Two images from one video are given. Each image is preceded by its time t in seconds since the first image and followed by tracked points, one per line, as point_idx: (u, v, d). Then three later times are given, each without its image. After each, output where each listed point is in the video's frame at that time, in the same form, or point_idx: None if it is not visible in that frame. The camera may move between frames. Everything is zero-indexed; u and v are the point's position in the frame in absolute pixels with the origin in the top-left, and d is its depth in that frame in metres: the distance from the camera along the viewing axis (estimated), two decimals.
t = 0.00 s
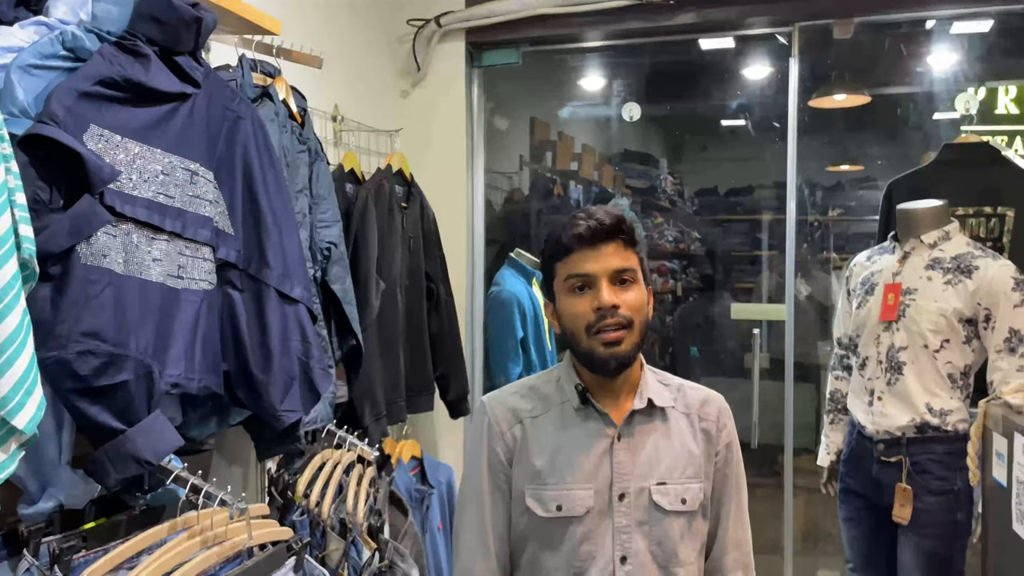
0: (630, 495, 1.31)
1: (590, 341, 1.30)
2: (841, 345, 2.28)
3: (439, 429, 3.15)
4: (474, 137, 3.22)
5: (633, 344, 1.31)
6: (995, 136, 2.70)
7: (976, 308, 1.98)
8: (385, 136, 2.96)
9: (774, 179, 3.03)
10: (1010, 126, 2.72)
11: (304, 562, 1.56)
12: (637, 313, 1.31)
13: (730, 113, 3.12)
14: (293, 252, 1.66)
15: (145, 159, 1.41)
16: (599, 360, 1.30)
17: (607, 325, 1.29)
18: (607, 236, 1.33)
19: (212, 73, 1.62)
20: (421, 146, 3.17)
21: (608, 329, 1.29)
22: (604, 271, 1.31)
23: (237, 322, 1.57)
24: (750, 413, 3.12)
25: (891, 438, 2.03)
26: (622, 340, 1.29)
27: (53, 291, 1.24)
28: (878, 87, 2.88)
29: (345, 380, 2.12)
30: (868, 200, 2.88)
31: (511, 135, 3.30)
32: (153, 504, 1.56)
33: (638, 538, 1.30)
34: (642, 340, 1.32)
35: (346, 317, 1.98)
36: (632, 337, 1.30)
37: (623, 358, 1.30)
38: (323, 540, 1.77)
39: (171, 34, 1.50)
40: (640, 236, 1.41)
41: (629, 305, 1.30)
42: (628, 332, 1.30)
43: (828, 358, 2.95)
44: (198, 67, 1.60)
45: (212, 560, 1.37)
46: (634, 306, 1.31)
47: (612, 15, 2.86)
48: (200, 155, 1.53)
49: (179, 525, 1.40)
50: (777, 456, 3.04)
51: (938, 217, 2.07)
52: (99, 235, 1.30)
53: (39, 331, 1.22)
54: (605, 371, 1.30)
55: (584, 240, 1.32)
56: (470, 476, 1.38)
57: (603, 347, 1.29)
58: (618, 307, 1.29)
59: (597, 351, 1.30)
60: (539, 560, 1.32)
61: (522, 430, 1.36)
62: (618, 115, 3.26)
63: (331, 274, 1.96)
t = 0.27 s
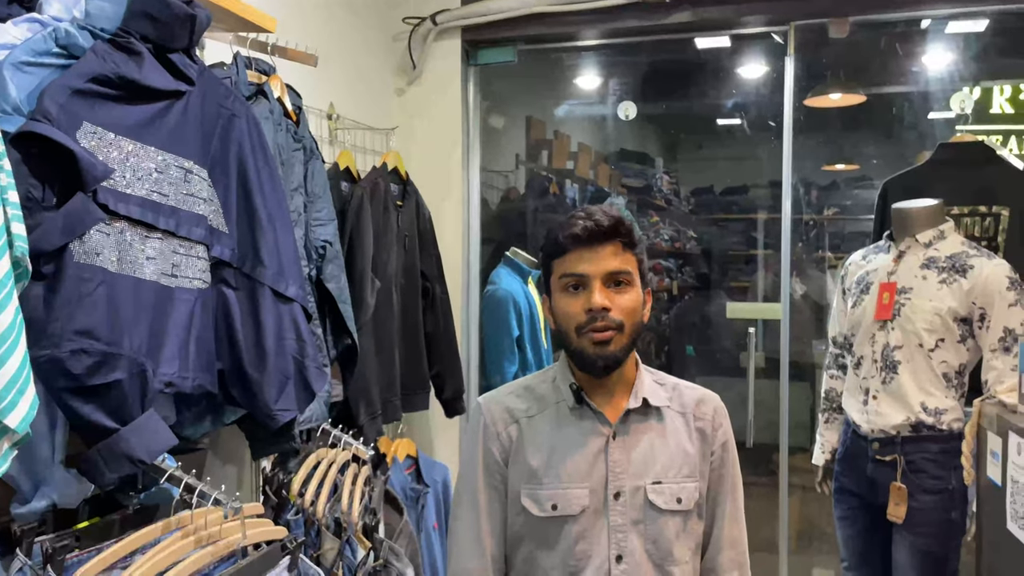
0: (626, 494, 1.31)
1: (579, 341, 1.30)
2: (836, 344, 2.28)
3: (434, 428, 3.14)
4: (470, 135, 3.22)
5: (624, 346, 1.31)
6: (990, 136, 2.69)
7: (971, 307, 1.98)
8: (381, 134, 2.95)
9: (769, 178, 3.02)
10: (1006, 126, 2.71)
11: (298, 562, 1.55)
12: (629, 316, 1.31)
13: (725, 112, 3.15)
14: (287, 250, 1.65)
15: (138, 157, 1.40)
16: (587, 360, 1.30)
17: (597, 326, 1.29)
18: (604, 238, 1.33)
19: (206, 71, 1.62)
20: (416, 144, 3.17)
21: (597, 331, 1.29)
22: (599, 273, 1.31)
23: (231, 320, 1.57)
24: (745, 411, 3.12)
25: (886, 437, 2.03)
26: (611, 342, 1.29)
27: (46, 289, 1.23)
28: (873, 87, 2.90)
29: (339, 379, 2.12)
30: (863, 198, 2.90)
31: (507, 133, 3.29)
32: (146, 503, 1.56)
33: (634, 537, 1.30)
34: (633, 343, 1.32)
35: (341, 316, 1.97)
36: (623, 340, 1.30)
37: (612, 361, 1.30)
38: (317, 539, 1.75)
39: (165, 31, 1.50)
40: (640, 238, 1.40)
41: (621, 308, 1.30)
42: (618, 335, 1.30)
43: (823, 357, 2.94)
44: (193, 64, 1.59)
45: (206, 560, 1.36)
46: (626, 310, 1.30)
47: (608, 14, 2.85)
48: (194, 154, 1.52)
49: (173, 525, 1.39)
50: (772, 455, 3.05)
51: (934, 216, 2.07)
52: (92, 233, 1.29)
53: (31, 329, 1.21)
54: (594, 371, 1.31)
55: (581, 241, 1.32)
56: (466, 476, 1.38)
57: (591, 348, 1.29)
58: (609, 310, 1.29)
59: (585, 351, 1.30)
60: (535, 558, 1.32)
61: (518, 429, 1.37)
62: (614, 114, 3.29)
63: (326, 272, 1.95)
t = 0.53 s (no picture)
0: (622, 493, 1.31)
1: (575, 341, 1.30)
2: (831, 343, 2.28)
3: (431, 427, 3.14)
4: (467, 134, 3.21)
5: (619, 346, 1.31)
6: (985, 135, 2.71)
7: (966, 307, 1.98)
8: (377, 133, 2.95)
9: (765, 177, 3.03)
10: (1000, 125, 2.73)
11: (295, 561, 1.55)
12: (625, 316, 1.31)
13: (721, 111, 3.12)
14: (283, 249, 1.65)
15: (132, 156, 1.40)
16: (581, 360, 1.30)
17: (592, 327, 1.29)
18: (600, 238, 1.33)
19: (202, 69, 1.62)
20: (413, 143, 3.17)
21: (592, 332, 1.29)
22: (594, 273, 1.31)
23: (227, 320, 1.57)
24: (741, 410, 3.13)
25: (881, 435, 2.03)
26: (607, 343, 1.30)
27: (41, 289, 1.23)
28: (868, 86, 2.89)
29: (336, 378, 2.12)
30: (860, 198, 2.89)
31: (504, 132, 3.30)
32: (141, 502, 1.56)
33: (629, 536, 1.30)
34: (628, 343, 1.32)
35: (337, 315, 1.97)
36: (618, 341, 1.30)
37: (607, 360, 1.30)
38: (313, 538, 1.76)
39: (160, 30, 1.49)
40: (636, 238, 1.40)
41: (616, 309, 1.30)
42: (614, 335, 1.30)
43: (819, 355, 2.95)
44: (188, 63, 1.59)
45: (202, 559, 1.36)
46: (621, 310, 1.31)
47: (604, 13, 2.86)
48: (189, 153, 1.52)
49: (168, 525, 1.39)
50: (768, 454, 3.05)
51: (928, 215, 2.08)
52: (87, 232, 1.29)
53: (26, 328, 1.21)
54: (589, 371, 1.31)
55: (577, 241, 1.32)
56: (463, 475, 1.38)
57: (586, 349, 1.30)
58: (605, 310, 1.30)
59: (580, 351, 1.30)
60: (532, 558, 1.32)
61: (514, 428, 1.37)
62: (611, 113, 3.26)
63: (322, 271, 1.96)
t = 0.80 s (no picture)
0: (619, 493, 1.31)
1: (572, 339, 1.30)
2: (830, 341, 2.28)
3: (429, 426, 3.14)
4: (465, 133, 3.21)
5: (617, 344, 1.30)
6: (983, 136, 2.71)
7: (965, 305, 1.98)
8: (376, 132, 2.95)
9: (764, 176, 3.03)
10: (998, 124, 2.73)
11: (294, 560, 1.55)
12: (622, 314, 1.31)
13: (720, 109, 3.12)
14: (281, 248, 1.65)
15: (130, 154, 1.40)
16: (579, 358, 1.30)
17: (589, 325, 1.29)
18: (597, 237, 1.32)
19: (199, 68, 1.61)
20: (412, 141, 3.16)
21: (590, 330, 1.29)
22: (591, 272, 1.31)
23: (225, 319, 1.56)
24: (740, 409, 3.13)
25: (879, 434, 2.03)
26: (604, 341, 1.29)
27: (37, 288, 1.23)
28: (867, 84, 2.88)
29: (335, 377, 2.11)
30: (858, 196, 2.89)
31: (502, 131, 3.30)
32: (138, 501, 1.56)
33: (627, 536, 1.30)
34: (625, 341, 1.32)
35: (336, 314, 1.97)
36: (616, 339, 1.30)
37: (605, 358, 1.30)
38: (311, 537, 1.77)
39: (158, 28, 1.49)
40: (634, 236, 1.40)
41: (614, 307, 1.30)
42: (611, 334, 1.30)
43: (818, 354, 2.95)
44: (186, 62, 1.58)
45: (200, 558, 1.37)
46: (618, 309, 1.30)
47: (602, 11, 2.86)
48: (187, 152, 1.52)
49: (166, 523, 1.39)
50: (767, 453, 3.05)
51: (927, 214, 2.08)
52: (84, 230, 1.28)
53: (23, 327, 1.21)
54: (586, 369, 1.31)
55: (574, 240, 1.32)
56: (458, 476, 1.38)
57: (583, 347, 1.29)
58: (602, 309, 1.29)
59: (578, 349, 1.30)
60: (530, 558, 1.32)
61: (510, 429, 1.36)
62: (609, 111, 3.27)
63: (321, 270, 1.95)
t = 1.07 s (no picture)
0: (617, 490, 1.31)
1: (568, 340, 1.31)
2: (830, 340, 2.28)
3: (429, 425, 3.14)
4: (465, 131, 3.21)
5: (613, 346, 1.31)
6: (982, 132, 2.72)
7: (964, 303, 1.99)
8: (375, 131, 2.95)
9: (763, 174, 3.03)
10: (997, 122, 2.74)
11: (293, 559, 1.56)
12: (619, 316, 1.31)
13: (720, 108, 3.11)
14: (281, 246, 1.65)
15: (129, 154, 1.40)
16: (574, 360, 1.31)
17: (584, 326, 1.29)
18: (595, 237, 1.32)
19: (198, 67, 1.61)
20: (411, 140, 3.16)
21: (586, 331, 1.29)
22: (588, 273, 1.31)
23: (224, 318, 1.56)
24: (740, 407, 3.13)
25: (879, 432, 2.04)
26: (599, 342, 1.30)
27: (38, 287, 1.22)
28: (866, 82, 2.88)
29: (335, 376, 2.11)
30: (858, 194, 2.90)
31: (501, 129, 3.30)
32: (140, 500, 1.55)
33: (625, 533, 1.30)
34: (622, 342, 1.32)
35: (336, 313, 1.97)
36: (612, 340, 1.31)
37: (600, 360, 1.30)
38: (311, 536, 1.77)
39: (157, 27, 1.49)
40: (633, 236, 1.39)
41: (610, 308, 1.30)
42: (607, 335, 1.30)
43: (818, 353, 2.95)
44: (185, 61, 1.58)
45: (200, 556, 1.37)
46: (615, 310, 1.30)
47: (602, 9, 2.86)
48: (186, 151, 1.52)
49: (167, 522, 1.39)
50: (767, 451, 3.05)
51: (927, 212, 2.08)
52: (84, 229, 1.29)
53: (23, 326, 1.20)
54: (582, 371, 1.31)
55: (571, 241, 1.32)
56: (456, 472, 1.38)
57: (579, 348, 1.30)
58: (598, 310, 1.30)
59: (573, 350, 1.31)
60: (527, 555, 1.32)
61: (507, 426, 1.37)
62: (609, 110, 3.26)
63: (320, 269, 1.95)
